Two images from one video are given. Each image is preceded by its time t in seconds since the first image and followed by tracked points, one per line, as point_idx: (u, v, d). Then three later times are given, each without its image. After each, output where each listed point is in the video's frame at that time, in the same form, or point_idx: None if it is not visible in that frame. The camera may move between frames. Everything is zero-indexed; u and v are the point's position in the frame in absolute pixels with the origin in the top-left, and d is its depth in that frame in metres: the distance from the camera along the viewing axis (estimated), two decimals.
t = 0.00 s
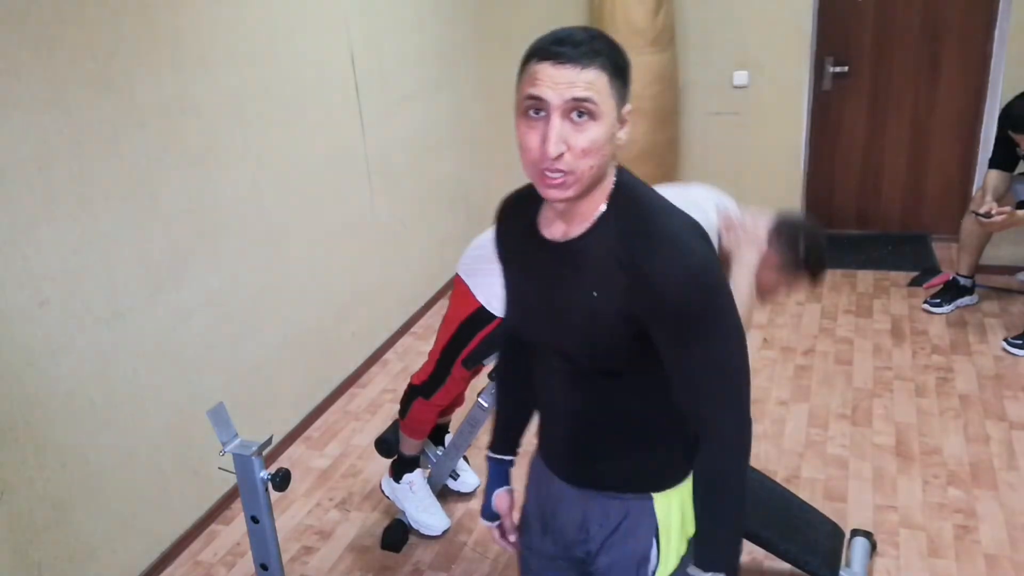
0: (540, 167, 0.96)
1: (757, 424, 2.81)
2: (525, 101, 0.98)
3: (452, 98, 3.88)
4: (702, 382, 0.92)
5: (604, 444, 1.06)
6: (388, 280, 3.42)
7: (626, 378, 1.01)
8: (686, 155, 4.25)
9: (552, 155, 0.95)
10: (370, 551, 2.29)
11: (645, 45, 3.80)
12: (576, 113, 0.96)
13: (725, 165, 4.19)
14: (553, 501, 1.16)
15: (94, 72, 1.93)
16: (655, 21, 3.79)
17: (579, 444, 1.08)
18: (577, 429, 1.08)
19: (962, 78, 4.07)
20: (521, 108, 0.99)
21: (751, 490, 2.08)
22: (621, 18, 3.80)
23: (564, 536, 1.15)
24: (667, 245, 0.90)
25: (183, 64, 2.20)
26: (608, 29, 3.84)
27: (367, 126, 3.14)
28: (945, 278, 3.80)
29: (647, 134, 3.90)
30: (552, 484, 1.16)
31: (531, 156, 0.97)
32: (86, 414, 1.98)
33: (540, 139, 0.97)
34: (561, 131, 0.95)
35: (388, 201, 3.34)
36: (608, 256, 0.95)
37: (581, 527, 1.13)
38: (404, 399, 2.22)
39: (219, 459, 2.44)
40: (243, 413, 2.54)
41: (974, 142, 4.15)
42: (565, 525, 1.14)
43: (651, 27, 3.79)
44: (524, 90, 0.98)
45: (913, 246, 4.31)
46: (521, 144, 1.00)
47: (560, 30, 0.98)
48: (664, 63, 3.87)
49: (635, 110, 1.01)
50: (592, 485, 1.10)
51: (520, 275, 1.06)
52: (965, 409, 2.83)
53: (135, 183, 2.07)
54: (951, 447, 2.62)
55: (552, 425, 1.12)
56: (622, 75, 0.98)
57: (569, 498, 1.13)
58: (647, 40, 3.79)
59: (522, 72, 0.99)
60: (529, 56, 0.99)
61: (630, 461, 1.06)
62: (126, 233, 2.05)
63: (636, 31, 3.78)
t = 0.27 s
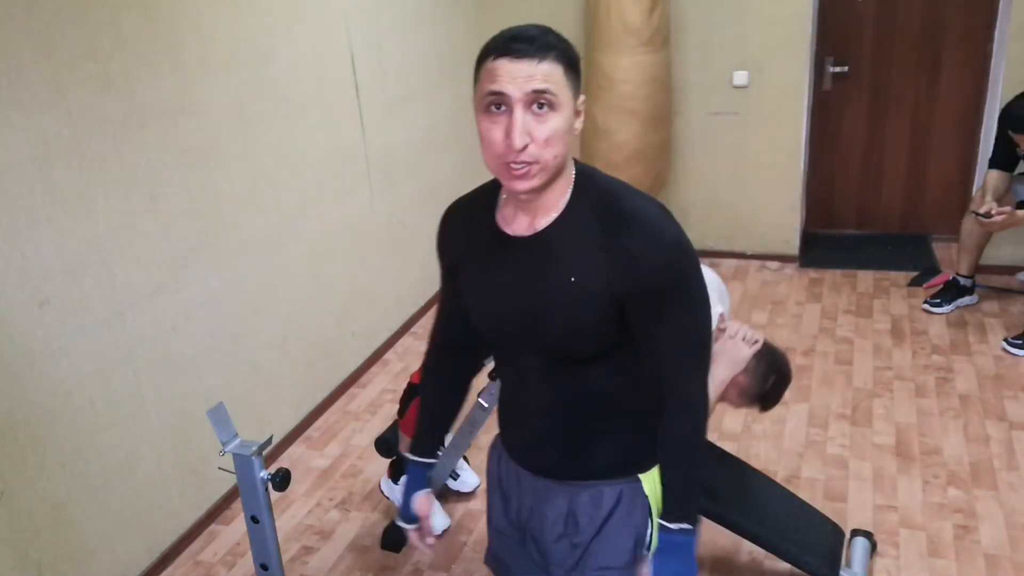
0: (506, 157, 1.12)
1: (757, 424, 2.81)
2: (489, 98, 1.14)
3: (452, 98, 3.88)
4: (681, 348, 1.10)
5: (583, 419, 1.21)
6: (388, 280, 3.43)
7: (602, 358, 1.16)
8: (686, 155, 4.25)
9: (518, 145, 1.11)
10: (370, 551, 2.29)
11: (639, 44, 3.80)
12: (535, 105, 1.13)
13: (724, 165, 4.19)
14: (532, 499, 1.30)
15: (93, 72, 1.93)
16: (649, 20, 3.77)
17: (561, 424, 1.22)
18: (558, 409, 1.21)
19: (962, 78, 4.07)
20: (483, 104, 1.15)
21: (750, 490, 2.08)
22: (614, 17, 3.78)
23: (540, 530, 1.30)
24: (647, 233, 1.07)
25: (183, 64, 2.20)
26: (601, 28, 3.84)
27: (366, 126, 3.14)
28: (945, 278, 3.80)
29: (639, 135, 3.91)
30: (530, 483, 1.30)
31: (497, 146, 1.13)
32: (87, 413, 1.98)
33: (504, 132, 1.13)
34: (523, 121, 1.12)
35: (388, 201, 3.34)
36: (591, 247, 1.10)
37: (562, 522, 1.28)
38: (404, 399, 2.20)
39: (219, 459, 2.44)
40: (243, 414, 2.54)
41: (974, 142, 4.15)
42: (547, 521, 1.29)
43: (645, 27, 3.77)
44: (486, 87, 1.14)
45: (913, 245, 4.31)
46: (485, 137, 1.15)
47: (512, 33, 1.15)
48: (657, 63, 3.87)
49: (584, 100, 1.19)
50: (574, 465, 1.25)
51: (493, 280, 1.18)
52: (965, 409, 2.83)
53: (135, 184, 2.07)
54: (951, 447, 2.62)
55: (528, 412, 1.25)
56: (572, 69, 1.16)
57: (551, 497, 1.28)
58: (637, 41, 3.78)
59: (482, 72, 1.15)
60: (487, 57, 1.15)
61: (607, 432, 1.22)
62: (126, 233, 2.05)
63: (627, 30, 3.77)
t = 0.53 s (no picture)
0: (527, 157, 1.11)
1: (757, 424, 2.82)
2: (510, 96, 1.12)
3: (452, 98, 3.89)
4: (692, 349, 1.14)
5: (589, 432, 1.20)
6: (388, 280, 3.43)
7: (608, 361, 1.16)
8: (685, 155, 4.25)
9: (543, 146, 1.10)
10: (370, 551, 2.29)
11: (637, 44, 3.80)
12: (559, 106, 1.13)
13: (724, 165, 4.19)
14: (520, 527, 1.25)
15: (93, 71, 1.93)
16: (647, 20, 3.78)
17: (570, 439, 1.19)
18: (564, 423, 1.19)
19: (962, 78, 4.07)
20: (503, 101, 1.13)
21: (753, 492, 2.08)
22: (612, 18, 3.79)
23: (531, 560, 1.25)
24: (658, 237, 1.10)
25: (183, 64, 2.21)
26: (598, 28, 3.84)
27: (366, 126, 3.14)
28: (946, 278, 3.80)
29: (636, 136, 3.90)
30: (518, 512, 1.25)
31: (518, 146, 1.12)
32: (87, 413, 1.98)
33: (529, 133, 1.11)
34: (547, 122, 1.11)
35: (388, 201, 3.34)
36: (603, 249, 1.11)
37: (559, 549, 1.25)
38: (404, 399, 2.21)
39: (219, 459, 2.45)
40: (243, 414, 2.54)
41: (974, 142, 4.15)
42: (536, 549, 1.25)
43: (643, 27, 3.78)
44: (509, 83, 1.12)
45: (913, 246, 4.31)
46: (502, 135, 1.13)
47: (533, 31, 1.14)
48: (654, 63, 3.87)
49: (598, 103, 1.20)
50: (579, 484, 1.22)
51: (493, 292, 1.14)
52: (965, 409, 2.83)
53: (135, 183, 2.07)
54: (951, 447, 2.62)
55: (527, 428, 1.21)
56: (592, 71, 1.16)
57: (548, 522, 1.23)
58: (635, 41, 3.79)
59: (503, 69, 1.13)
60: (510, 53, 1.13)
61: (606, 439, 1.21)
62: (126, 234, 2.06)
63: (625, 30, 3.77)
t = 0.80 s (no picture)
0: (540, 159, 1.08)
1: (757, 424, 2.81)
2: (521, 95, 1.09)
3: (452, 98, 3.88)
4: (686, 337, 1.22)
5: (602, 436, 1.19)
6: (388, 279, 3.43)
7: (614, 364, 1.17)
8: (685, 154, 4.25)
9: (559, 146, 1.07)
10: (370, 551, 2.29)
11: (639, 44, 3.79)
12: (570, 106, 1.09)
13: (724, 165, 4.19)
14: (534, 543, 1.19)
15: (93, 71, 1.93)
16: (649, 21, 3.78)
17: (587, 441, 1.18)
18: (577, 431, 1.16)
19: (962, 78, 4.07)
20: (515, 100, 1.09)
21: (755, 492, 2.08)
22: (615, 17, 3.78)
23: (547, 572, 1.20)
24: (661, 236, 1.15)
25: (183, 64, 2.20)
26: (602, 29, 3.84)
27: (367, 126, 3.14)
28: (946, 278, 3.80)
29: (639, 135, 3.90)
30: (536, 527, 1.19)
31: (530, 146, 1.08)
32: (86, 413, 1.98)
33: (544, 133, 1.08)
34: (562, 123, 1.08)
35: (388, 201, 3.34)
36: (615, 249, 1.13)
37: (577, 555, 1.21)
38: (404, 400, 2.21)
39: (219, 459, 2.44)
40: (243, 414, 2.54)
41: (974, 142, 4.15)
42: (553, 560, 1.20)
43: (646, 26, 3.77)
44: (519, 83, 1.08)
45: (913, 245, 4.31)
46: (512, 136, 1.09)
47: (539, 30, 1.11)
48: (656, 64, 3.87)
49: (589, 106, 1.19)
50: (596, 487, 1.20)
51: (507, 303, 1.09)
52: (965, 409, 2.83)
53: (136, 184, 2.07)
54: (951, 447, 2.62)
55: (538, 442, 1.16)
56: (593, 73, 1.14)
57: (571, 529, 1.19)
58: (637, 41, 3.78)
59: (511, 69, 1.09)
60: (518, 52, 1.09)
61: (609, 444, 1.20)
62: (126, 234, 2.05)
63: (628, 31, 3.77)
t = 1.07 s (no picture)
0: (519, 167, 1.03)
1: (757, 424, 2.81)
2: (492, 103, 1.04)
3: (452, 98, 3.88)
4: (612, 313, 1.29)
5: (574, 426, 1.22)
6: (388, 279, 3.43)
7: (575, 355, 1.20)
8: (685, 154, 4.25)
9: (541, 153, 1.04)
10: (370, 551, 2.29)
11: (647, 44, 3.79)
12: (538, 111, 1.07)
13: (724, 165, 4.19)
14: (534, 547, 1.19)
15: (93, 71, 1.93)
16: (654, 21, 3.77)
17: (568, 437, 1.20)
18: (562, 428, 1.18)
19: (962, 78, 4.07)
20: (490, 108, 1.03)
21: (756, 493, 2.08)
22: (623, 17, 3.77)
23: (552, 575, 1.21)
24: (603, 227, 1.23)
25: (183, 64, 2.20)
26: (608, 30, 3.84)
27: (367, 126, 3.14)
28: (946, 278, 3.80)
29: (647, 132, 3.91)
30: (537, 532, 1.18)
31: (507, 154, 1.03)
32: (86, 413, 1.98)
33: (523, 140, 1.03)
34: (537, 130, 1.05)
35: (388, 201, 3.34)
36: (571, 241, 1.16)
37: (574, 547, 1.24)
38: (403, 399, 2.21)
39: (219, 459, 2.44)
40: (243, 414, 2.54)
41: (974, 142, 4.15)
42: (558, 556, 1.21)
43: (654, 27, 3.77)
44: (490, 91, 1.04)
45: (913, 245, 4.31)
46: (487, 145, 1.04)
47: (496, 37, 1.08)
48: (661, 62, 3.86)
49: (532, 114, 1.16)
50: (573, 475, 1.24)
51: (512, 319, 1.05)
52: (965, 409, 2.83)
53: (136, 184, 2.07)
54: (951, 447, 2.62)
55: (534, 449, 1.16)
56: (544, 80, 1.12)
57: (569, 520, 1.22)
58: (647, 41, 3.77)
59: (478, 75, 1.04)
60: (483, 60, 1.05)
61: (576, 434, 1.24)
62: (126, 234, 2.05)
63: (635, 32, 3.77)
